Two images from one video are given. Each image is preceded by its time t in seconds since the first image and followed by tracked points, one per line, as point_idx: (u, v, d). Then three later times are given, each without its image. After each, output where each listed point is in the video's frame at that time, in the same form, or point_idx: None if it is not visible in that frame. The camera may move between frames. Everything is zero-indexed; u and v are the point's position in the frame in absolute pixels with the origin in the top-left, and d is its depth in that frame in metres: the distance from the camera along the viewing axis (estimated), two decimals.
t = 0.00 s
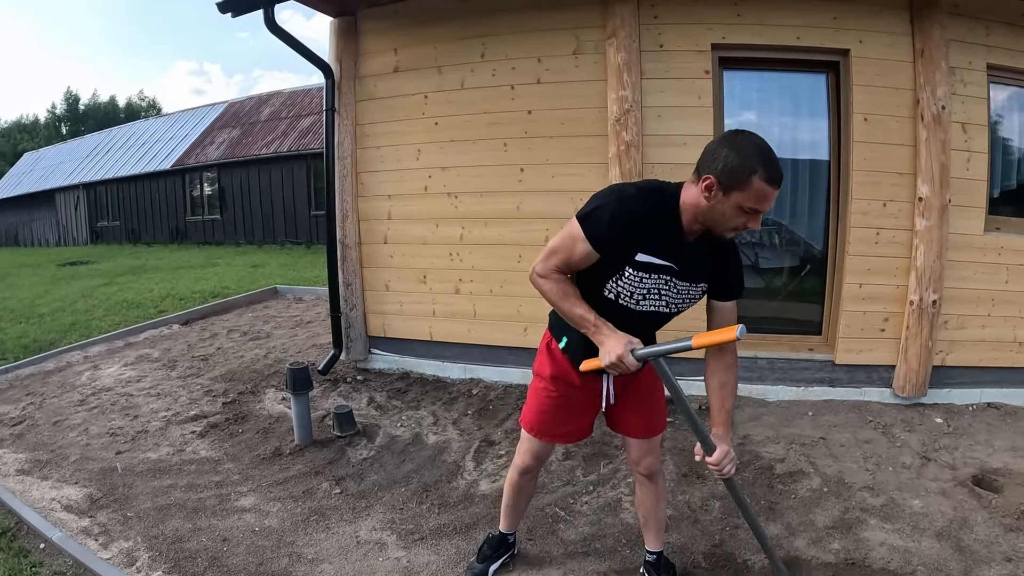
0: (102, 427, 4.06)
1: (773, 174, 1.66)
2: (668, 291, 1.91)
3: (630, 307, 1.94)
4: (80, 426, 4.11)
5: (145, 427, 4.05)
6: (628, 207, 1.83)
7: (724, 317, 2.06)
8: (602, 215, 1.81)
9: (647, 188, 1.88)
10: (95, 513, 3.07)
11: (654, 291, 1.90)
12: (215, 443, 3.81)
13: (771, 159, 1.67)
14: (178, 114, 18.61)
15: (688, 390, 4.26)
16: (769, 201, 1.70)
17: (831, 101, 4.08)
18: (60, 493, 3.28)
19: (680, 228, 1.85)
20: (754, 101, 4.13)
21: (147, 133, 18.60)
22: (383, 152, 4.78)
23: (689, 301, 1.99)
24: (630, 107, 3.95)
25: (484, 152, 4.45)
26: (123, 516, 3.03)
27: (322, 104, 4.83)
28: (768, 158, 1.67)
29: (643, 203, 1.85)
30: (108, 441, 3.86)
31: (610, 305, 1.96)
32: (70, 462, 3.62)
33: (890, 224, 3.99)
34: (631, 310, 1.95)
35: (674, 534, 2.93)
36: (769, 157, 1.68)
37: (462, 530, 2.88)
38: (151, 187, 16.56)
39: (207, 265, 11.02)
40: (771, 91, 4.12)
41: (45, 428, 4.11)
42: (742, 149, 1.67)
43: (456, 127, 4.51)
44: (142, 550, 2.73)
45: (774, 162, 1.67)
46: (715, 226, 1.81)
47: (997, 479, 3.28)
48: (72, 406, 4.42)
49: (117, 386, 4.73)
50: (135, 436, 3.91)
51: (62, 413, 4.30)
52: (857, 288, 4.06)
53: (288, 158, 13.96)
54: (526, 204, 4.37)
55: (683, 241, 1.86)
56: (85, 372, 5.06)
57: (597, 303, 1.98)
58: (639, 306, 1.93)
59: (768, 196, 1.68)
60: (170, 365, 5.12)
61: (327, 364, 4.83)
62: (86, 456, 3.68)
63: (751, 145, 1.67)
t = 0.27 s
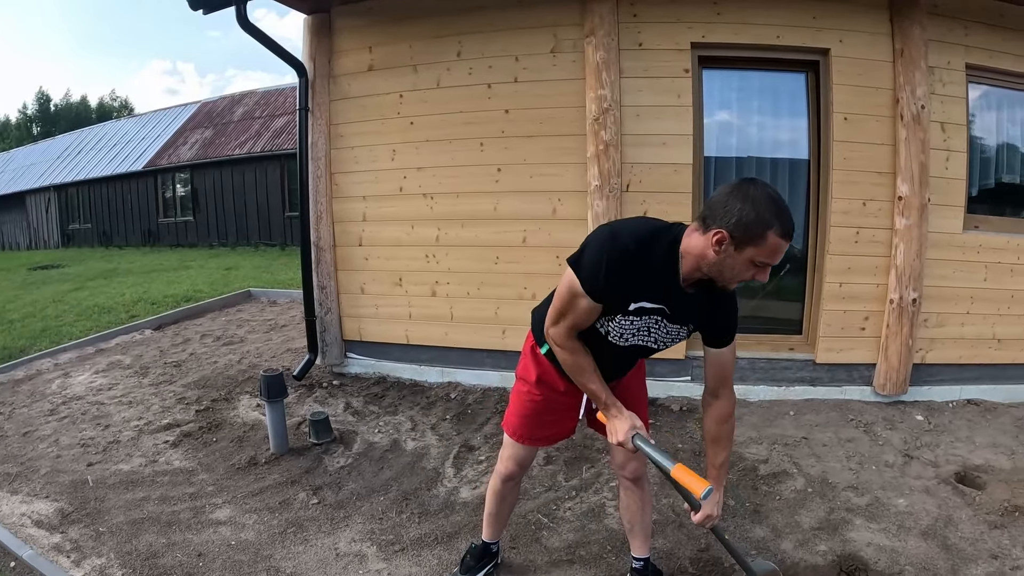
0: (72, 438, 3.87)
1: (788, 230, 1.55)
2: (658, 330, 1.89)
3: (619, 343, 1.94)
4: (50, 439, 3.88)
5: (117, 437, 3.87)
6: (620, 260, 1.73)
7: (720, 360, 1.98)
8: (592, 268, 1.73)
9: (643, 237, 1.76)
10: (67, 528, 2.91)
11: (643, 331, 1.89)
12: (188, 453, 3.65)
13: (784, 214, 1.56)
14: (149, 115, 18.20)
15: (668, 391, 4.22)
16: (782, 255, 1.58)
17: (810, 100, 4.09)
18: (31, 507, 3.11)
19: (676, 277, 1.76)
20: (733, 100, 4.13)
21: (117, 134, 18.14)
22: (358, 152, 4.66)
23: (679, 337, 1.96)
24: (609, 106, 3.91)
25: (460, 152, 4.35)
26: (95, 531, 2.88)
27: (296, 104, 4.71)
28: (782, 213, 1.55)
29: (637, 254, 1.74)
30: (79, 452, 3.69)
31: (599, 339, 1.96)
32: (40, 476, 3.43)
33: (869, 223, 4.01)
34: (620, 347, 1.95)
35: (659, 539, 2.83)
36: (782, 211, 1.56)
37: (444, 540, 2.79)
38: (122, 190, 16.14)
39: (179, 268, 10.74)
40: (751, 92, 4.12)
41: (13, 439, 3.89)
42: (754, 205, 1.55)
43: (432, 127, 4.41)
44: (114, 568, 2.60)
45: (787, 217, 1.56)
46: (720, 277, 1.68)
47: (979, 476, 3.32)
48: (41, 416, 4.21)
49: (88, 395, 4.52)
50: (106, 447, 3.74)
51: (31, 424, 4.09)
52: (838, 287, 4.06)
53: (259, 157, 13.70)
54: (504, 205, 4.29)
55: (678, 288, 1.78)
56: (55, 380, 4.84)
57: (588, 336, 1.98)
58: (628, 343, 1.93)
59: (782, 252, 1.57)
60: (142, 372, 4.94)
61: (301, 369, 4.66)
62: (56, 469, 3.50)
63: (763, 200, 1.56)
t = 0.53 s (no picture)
0: (53, 443, 3.77)
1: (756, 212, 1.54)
2: (637, 320, 1.84)
3: (598, 332, 1.90)
4: (29, 444, 3.79)
5: (98, 442, 3.78)
6: (587, 247, 1.70)
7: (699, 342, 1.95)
8: (558, 255, 1.71)
9: (612, 224, 1.74)
10: (49, 535, 2.83)
11: (621, 320, 1.83)
12: (171, 458, 3.58)
13: (754, 195, 1.55)
14: (131, 116, 17.96)
15: (654, 390, 4.20)
16: (750, 239, 1.57)
17: (795, 100, 4.10)
18: (11, 515, 3.02)
19: (650, 264, 1.72)
20: (718, 99, 4.13)
21: (98, 134, 17.88)
22: (341, 151, 4.58)
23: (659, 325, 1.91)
24: (594, 105, 3.89)
25: (444, 151, 4.31)
26: (77, 538, 2.80)
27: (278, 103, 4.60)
28: (752, 194, 1.54)
29: (607, 241, 1.72)
30: (60, 458, 3.59)
31: (578, 327, 1.93)
32: (20, 483, 3.33)
33: (854, 221, 4.02)
34: (599, 336, 1.91)
35: (649, 539, 2.79)
36: (752, 192, 1.55)
37: (431, 543, 2.74)
38: (104, 192, 15.90)
39: (162, 270, 10.57)
40: (736, 92, 4.12)
41: None
42: (723, 187, 1.54)
43: (416, 126, 4.34)
44: None
45: (757, 199, 1.55)
46: (688, 261, 1.67)
47: (966, 471, 3.34)
48: (20, 422, 4.10)
49: (69, 400, 4.42)
50: (88, 452, 3.65)
51: (11, 429, 3.99)
52: (823, 285, 4.06)
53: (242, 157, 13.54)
54: (489, 204, 4.23)
55: (653, 277, 1.73)
56: (36, 385, 4.72)
57: (567, 325, 1.95)
58: (607, 332, 1.88)
59: (750, 234, 1.56)
60: (124, 376, 4.84)
61: (284, 372, 4.59)
62: (36, 475, 3.41)
63: (733, 182, 1.54)
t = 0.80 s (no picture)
0: (43, 446, 3.72)
1: (689, 189, 1.49)
2: (599, 299, 1.86)
3: (561, 310, 1.91)
4: (18, 447, 3.73)
5: (89, 445, 3.73)
6: (546, 217, 1.78)
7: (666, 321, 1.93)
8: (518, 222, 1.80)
9: (574, 197, 1.80)
10: (40, 539, 2.78)
11: (582, 298, 1.85)
12: (162, 460, 3.53)
13: (697, 173, 1.50)
14: (120, 117, 17.80)
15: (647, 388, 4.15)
16: (681, 218, 1.52)
17: (786, 100, 4.08)
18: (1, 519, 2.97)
19: (609, 240, 1.75)
20: (709, 99, 4.11)
21: (87, 136, 17.72)
22: (331, 151, 4.48)
23: (625, 307, 1.92)
24: (585, 104, 3.83)
25: (434, 152, 4.23)
26: (68, 542, 2.76)
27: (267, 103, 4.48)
28: (693, 172, 1.49)
29: (567, 213, 1.78)
30: (50, 461, 3.54)
31: (544, 307, 1.95)
32: (8, 487, 3.28)
33: (845, 219, 4.02)
34: (563, 317, 1.92)
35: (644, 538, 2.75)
36: (697, 170, 1.50)
37: (425, 543, 2.72)
38: (93, 194, 15.75)
39: (151, 272, 10.46)
40: (727, 92, 4.11)
41: None
42: (666, 159, 1.53)
43: (406, 125, 4.27)
44: None
45: (699, 178, 1.49)
46: (629, 237, 1.67)
47: (959, 467, 3.35)
48: (9, 425, 4.04)
49: (58, 403, 4.36)
50: (78, 456, 3.59)
51: None
52: (814, 283, 4.07)
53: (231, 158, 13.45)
54: (480, 203, 4.19)
55: (614, 253, 1.76)
56: (25, 388, 4.65)
57: (535, 306, 1.97)
58: (570, 312, 1.89)
59: (678, 212, 1.51)
60: (114, 378, 4.78)
61: (275, 373, 4.54)
62: (26, 479, 3.36)
63: (681, 156, 1.52)
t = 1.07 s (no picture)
0: (32, 451, 3.69)
1: (627, 203, 1.45)
2: (558, 302, 1.85)
3: (526, 307, 1.94)
4: (6, 453, 3.70)
5: (79, 449, 3.71)
6: (511, 214, 1.83)
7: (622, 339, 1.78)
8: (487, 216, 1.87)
9: (540, 198, 1.84)
10: (31, 545, 2.76)
11: (541, 298, 1.87)
12: (153, 464, 3.51)
13: (637, 187, 1.46)
14: (109, 119, 17.69)
15: (637, 387, 4.15)
16: (620, 231, 1.49)
17: (773, 99, 4.11)
18: None
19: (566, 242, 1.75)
20: (697, 99, 4.13)
21: (75, 138, 17.59)
22: (320, 152, 4.47)
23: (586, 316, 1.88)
24: (574, 104, 3.84)
25: (423, 152, 4.23)
26: (59, 547, 2.74)
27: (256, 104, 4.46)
28: (632, 185, 1.46)
29: (534, 210, 1.82)
30: (40, 466, 3.52)
31: (513, 301, 1.99)
32: None
33: (833, 217, 4.05)
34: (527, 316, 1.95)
35: (635, 536, 2.76)
36: (638, 184, 1.46)
37: (417, 544, 2.72)
38: (82, 196, 15.63)
39: (141, 275, 10.39)
40: (715, 91, 4.13)
41: None
42: (609, 170, 1.51)
43: (395, 126, 4.27)
44: None
45: (639, 191, 1.45)
46: (580, 245, 1.66)
47: (949, 463, 3.38)
48: None
49: (48, 407, 4.32)
50: (67, 460, 3.57)
51: None
52: (803, 281, 4.09)
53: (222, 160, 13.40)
54: (469, 204, 4.19)
55: (570, 256, 1.76)
56: (14, 393, 4.61)
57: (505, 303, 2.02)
58: (531, 309, 1.92)
59: (617, 225, 1.48)
60: (104, 382, 4.75)
61: (266, 375, 4.52)
62: (15, 484, 3.33)
63: (624, 167, 1.49)
